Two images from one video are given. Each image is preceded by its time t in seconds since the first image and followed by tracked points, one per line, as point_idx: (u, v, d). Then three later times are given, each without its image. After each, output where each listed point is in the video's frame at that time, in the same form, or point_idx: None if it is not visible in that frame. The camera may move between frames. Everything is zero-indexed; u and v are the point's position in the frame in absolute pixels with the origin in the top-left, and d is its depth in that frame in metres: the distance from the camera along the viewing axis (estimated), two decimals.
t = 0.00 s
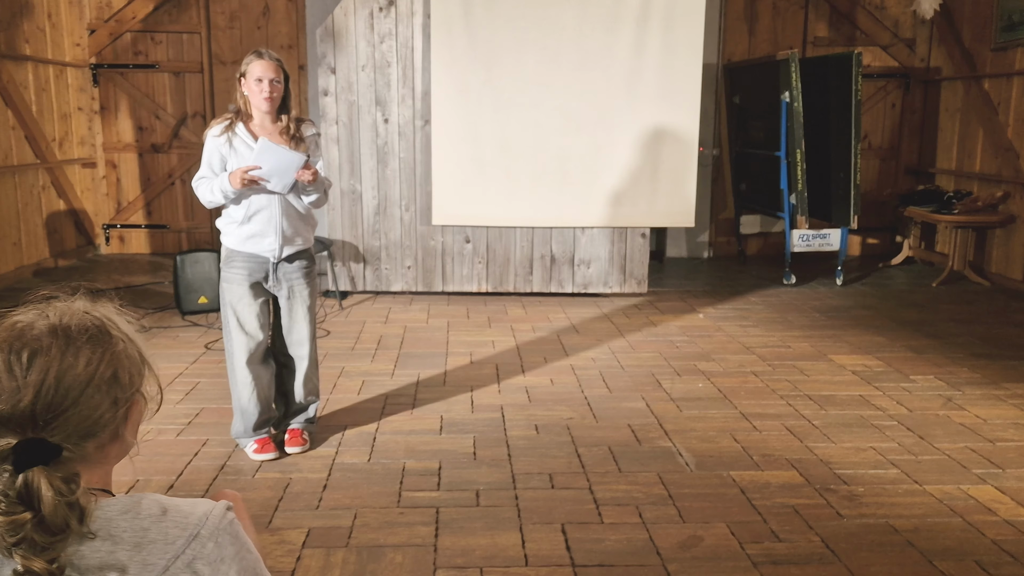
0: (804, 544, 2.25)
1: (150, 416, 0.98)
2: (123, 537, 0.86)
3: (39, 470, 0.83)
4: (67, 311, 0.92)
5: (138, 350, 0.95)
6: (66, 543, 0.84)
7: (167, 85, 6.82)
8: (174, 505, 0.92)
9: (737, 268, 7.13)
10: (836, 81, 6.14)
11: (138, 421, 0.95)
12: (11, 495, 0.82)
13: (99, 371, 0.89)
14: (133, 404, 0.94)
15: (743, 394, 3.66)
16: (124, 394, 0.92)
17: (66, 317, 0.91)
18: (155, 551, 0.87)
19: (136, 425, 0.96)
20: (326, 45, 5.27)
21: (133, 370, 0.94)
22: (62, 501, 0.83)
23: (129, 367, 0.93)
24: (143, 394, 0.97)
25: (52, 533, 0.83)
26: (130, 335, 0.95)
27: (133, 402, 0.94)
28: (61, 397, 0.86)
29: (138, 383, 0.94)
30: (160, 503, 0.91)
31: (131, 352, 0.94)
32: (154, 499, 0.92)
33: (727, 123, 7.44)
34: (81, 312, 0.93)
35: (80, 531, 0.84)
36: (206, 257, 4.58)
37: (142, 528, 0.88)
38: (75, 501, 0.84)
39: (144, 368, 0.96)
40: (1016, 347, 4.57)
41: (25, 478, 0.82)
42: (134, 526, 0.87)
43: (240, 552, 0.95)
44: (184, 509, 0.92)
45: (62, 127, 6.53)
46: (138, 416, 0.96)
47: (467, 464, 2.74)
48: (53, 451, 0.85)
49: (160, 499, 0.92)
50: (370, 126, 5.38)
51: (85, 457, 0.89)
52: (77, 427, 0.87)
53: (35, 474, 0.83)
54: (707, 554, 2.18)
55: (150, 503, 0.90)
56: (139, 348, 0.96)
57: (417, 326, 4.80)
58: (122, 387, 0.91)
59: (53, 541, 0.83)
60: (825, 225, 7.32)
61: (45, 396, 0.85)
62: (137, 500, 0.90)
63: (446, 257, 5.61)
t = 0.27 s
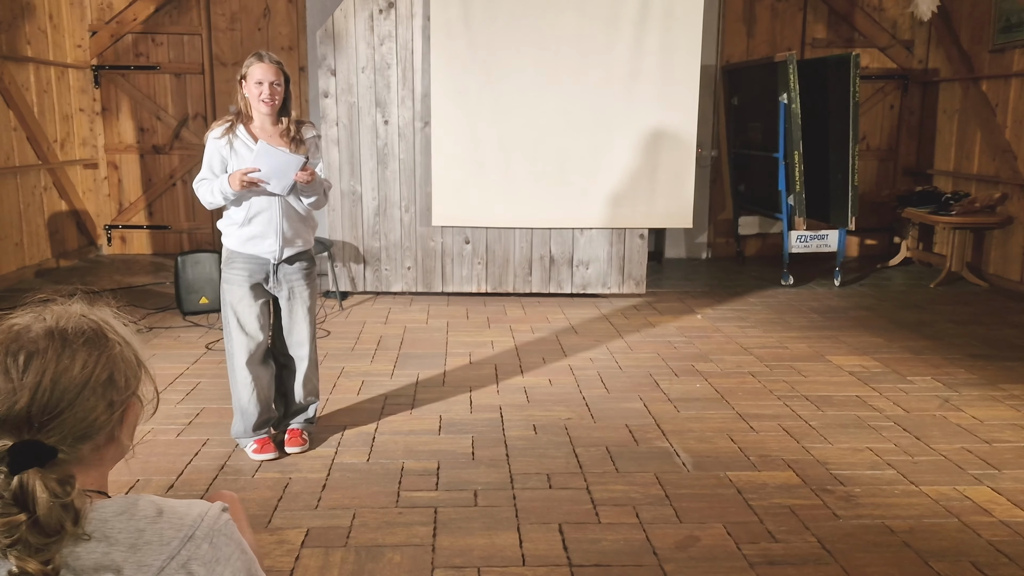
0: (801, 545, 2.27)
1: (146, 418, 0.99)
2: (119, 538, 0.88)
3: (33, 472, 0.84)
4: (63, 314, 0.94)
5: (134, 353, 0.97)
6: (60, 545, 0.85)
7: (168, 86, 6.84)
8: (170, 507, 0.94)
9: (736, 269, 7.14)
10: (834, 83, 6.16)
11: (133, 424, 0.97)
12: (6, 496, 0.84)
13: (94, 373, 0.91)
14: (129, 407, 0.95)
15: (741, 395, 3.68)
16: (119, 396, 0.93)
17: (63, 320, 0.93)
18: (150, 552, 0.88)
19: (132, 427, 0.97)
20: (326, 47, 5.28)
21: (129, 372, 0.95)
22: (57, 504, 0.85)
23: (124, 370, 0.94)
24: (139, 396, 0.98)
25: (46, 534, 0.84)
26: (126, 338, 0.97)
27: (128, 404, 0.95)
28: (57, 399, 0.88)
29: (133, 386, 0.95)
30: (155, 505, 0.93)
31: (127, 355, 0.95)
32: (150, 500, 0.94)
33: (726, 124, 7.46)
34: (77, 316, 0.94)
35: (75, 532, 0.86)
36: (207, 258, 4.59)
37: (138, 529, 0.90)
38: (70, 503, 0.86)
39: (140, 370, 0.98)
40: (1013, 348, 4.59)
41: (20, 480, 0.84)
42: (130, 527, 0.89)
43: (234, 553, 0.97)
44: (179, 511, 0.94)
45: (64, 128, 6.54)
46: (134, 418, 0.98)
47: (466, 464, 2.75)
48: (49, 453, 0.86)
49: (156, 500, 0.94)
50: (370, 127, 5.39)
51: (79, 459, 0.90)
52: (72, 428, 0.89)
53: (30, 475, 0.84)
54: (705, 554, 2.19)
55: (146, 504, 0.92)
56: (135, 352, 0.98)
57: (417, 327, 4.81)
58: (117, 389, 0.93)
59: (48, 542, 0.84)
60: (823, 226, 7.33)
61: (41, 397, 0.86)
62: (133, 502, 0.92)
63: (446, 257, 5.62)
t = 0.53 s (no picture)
0: (801, 545, 2.27)
1: (145, 418, 0.99)
2: (117, 540, 0.88)
3: (31, 472, 0.85)
4: (63, 314, 0.94)
5: (135, 354, 0.97)
6: (59, 545, 0.85)
7: (169, 86, 6.85)
8: (169, 507, 0.94)
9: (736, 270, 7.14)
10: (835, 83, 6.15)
11: (132, 424, 0.97)
12: (5, 495, 0.84)
13: (94, 373, 0.91)
14: (129, 407, 0.96)
15: (741, 396, 3.68)
16: (119, 397, 0.93)
17: (63, 319, 0.93)
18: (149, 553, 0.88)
19: (131, 428, 0.98)
20: (327, 47, 5.28)
21: (129, 373, 0.95)
22: (55, 503, 0.85)
23: (124, 370, 0.94)
24: (138, 397, 0.99)
25: (45, 534, 0.85)
26: (127, 339, 0.97)
27: (127, 406, 0.95)
28: (56, 399, 0.88)
29: (133, 387, 0.96)
30: (155, 504, 0.93)
31: (127, 356, 0.95)
32: (149, 499, 0.93)
33: (726, 124, 7.46)
34: (76, 315, 0.94)
35: (73, 533, 0.86)
36: (208, 258, 4.60)
37: (136, 530, 0.89)
38: (68, 503, 0.86)
39: (140, 371, 0.98)
40: (1014, 349, 4.59)
41: (18, 479, 0.84)
42: (128, 528, 0.89)
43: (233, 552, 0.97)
44: (178, 511, 0.94)
45: (65, 129, 6.54)
46: (134, 418, 0.98)
47: (466, 464, 2.75)
48: (47, 453, 0.87)
49: (155, 500, 0.94)
50: (370, 128, 5.40)
51: (77, 459, 0.91)
52: (71, 428, 0.89)
53: (29, 475, 0.84)
54: (704, 555, 2.20)
55: (145, 504, 0.92)
56: (135, 352, 0.98)
57: (418, 327, 4.82)
58: (117, 389, 0.93)
59: (46, 542, 0.85)
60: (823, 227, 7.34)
61: (40, 397, 0.87)
62: (132, 502, 0.91)
63: (446, 258, 5.62)
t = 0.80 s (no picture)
0: (803, 545, 2.27)
1: (146, 417, 1.00)
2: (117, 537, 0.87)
3: (32, 469, 0.85)
4: (65, 312, 0.95)
5: (136, 352, 0.98)
6: (60, 543, 0.85)
7: (172, 86, 6.86)
8: (169, 505, 0.93)
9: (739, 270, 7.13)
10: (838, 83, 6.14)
11: (132, 423, 0.98)
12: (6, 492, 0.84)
13: (95, 371, 0.92)
14: (130, 405, 0.96)
15: (743, 396, 3.67)
16: (120, 394, 0.94)
17: (65, 318, 0.94)
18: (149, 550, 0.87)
19: (133, 426, 0.98)
20: (330, 47, 5.29)
21: (130, 371, 0.96)
22: (56, 500, 0.85)
23: (125, 368, 0.95)
24: (140, 395, 1.00)
25: (47, 531, 0.84)
26: (128, 337, 0.98)
27: (128, 403, 0.96)
28: (57, 397, 0.89)
29: (134, 386, 0.97)
30: (156, 503, 0.92)
31: (128, 354, 0.96)
32: (150, 499, 0.93)
33: (729, 124, 7.45)
34: (78, 314, 0.95)
35: (73, 530, 0.85)
36: (210, 257, 4.61)
37: (137, 527, 0.88)
38: (69, 500, 0.86)
39: (141, 369, 0.99)
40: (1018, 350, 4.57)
41: (20, 477, 0.84)
42: (128, 526, 0.88)
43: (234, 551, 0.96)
44: (178, 509, 0.93)
45: (68, 128, 6.56)
46: (135, 416, 0.99)
47: (468, 464, 2.75)
48: (48, 450, 0.87)
49: (156, 499, 0.93)
50: (373, 128, 5.40)
51: (78, 457, 0.91)
52: (72, 425, 0.90)
53: (30, 472, 0.85)
54: (705, 555, 2.19)
55: (146, 503, 0.91)
56: (137, 350, 0.99)
57: (420, 326, 4.82)
58: (118, 387, 0.94)
59: (47, 539, 0.84)
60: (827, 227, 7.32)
61: (41, 394, 0.87)
62: (133, 500, 0.91)
63: (449, 258, 5.62)
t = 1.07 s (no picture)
0: (806, 546, 2.26)
1: (150, 415, 1.00)
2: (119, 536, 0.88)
3: (35, 467, 0.84)
4: (68, 312, 0.95)
5: (139, 352, 0.98)
6: (63, 541, 0.85)
7: (178, 86, 6.87)
8: (172, 505, 0.94)
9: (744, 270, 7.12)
10: (843, 83, 6.13)
11: (138, 421, 0.98)
12: (10, 489, 0.83)
13: (102, 369, 0.92)
14: (133, 404, 0.96)
15: (748, 396, 3.67)
16: (124, 393, 0.94)
17: (69, 318, 0.94)
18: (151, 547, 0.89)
19: (136, 425, 0.98)
20: (334, 48, 5.29)
21: (134, 370, 0.96)
22: (59, 499, 0.85)
23: (129, 367, 0.95)
24: (143, 394, 1.00)
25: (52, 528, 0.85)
26: (132, 337, 0.98)
27: (131, 401, 0.96)
28: (65, 395, 0.89)
29: (138, 383, 0.97)
30: (159, 502, 0.93)
31: (131, 353, 0.96)
32: (153, 498, 0.94)
33: (734, 124, 7.44)
34: (80, 314, 0.95)
35: (77, 529, 0.86)
36: (215, 258, 4.60)
37: (138, 527, 0.89)
38: (72, 499, 0.86)
39: (145, 368, 0.99)
40: None
41: (25, 475, 0.84)
42: (131, 526, 0.89)
43: (235, 550, 0.97)
44: (181, 507, 0.94)
45: (74, 129, 6.57)
46: (138, 415, 0.99)
47: (472, 464, 2.75)
48: (54, 448, 0.86)
49: (159, 498, 0.94)
50: (378, 128, 5.40)
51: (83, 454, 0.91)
52: (80, 422, 0.90)
53: (34, 471, 0.84)
54: (709, 555, 2.19)
55: (149, 502, 0.92)
56: (140, 349, 0.99)
57: (424, 327, 4.83)
58: (122, 386, 0.94)
59: (50, 537, 0.85)
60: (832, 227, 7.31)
61: (49, 393, 0.87)
62: (136, 500, 0.92)
63: (454, 258, 5.63)
